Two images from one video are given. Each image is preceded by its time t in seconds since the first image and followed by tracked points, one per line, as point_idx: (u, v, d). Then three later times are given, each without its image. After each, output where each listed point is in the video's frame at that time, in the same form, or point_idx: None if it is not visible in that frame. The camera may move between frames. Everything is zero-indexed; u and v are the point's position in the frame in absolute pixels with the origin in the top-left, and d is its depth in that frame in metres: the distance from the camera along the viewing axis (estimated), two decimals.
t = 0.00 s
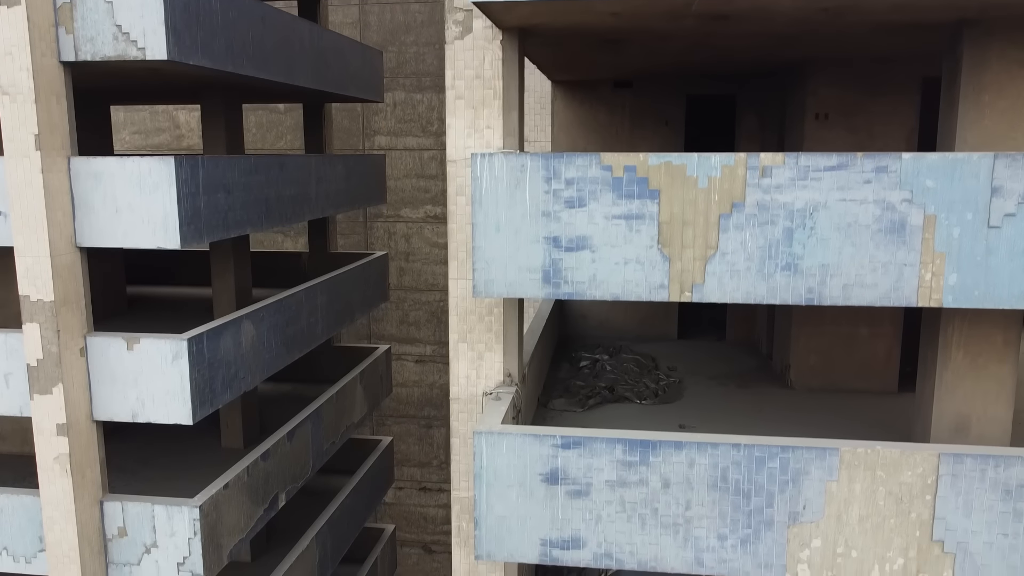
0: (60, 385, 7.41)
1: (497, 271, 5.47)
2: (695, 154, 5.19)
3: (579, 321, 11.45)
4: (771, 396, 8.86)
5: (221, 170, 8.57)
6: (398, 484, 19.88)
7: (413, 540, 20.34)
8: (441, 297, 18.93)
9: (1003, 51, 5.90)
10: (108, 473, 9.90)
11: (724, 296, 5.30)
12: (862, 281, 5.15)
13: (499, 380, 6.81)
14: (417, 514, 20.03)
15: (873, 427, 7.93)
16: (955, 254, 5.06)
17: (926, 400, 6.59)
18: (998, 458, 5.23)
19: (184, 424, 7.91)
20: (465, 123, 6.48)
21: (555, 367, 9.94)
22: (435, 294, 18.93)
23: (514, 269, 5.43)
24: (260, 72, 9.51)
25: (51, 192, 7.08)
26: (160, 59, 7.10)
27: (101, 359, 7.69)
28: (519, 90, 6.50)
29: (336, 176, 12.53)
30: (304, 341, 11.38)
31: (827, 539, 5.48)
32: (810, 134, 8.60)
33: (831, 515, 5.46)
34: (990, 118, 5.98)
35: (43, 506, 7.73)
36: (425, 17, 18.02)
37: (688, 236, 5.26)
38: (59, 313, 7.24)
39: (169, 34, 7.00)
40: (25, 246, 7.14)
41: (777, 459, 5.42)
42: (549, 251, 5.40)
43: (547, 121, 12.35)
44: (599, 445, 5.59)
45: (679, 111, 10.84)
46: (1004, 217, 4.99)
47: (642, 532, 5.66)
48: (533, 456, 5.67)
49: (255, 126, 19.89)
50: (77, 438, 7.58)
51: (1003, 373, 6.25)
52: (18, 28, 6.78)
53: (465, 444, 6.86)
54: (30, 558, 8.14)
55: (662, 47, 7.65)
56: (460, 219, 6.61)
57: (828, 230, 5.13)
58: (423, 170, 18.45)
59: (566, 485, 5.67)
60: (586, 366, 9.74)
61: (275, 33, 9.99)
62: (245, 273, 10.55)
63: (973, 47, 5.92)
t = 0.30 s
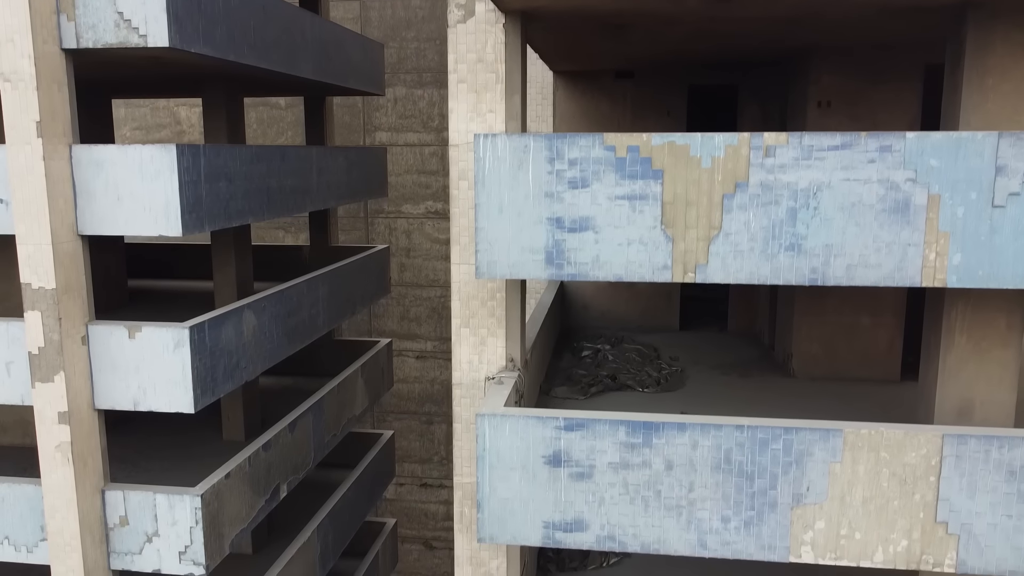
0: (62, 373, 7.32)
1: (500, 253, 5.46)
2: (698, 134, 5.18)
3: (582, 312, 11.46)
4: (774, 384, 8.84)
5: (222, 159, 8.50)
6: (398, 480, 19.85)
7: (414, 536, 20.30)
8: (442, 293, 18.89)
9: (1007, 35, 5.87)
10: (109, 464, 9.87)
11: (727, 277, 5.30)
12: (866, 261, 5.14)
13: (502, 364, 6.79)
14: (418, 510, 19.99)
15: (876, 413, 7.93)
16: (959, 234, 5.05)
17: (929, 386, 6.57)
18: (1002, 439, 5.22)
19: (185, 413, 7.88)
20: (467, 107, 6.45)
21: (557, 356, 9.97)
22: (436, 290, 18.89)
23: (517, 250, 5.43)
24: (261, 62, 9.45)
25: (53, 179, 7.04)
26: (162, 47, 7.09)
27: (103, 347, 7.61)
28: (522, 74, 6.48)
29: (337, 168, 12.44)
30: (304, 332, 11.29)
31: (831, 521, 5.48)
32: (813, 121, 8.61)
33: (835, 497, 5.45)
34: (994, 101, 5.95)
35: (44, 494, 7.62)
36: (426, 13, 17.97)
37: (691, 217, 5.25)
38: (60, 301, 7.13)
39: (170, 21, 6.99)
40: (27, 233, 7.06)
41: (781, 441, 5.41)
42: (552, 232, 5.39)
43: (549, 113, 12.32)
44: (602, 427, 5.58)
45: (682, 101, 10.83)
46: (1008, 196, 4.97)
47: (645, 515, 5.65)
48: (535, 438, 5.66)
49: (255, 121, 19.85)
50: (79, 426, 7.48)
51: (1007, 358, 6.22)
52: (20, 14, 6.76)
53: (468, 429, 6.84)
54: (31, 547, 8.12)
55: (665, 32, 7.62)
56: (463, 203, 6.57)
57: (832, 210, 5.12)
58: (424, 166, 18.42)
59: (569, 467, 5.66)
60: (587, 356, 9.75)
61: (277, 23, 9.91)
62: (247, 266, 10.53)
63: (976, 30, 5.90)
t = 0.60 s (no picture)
0: (63, 361, 7.20)
1: (500, 235, 5.46)
2: (699, 115, 5.17)
3: (582, 303, 11.48)
4: (775, 373, 8.82)
5: (223, 148, 8.28)
6: (399, 476, 19.77)
7: (414, 532, 20.22)
8: (442, 289, 18.84)
9: (1008, 19, 5.85)
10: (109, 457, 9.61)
11: (728, 258, 5.29)
12: (867, 242, 5.13)
13: (503, 350, 6.78)
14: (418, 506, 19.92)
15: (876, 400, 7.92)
16: (960, 214, 5.04)
17: (930, 371, 6.55)
18: (1003, 420, 5.21)
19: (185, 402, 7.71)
20: (467, 92, 6.43)
21: (558, 346, 10.01)
22: (436, 286, 18.86)
23: (517, 232, 5.42)
24: (261, 52, 9.33)
25: (53, 168, 6.95)
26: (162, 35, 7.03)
27: (103, 336, 7.48)
28: (522, 59, 6.46)
29: (338, 160, 12.22)
30: (304, 325, 11.05)
31: (831, 503, 5.47)
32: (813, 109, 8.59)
33: (836, 480, 5.44)
34: (996, 85, 5.94)
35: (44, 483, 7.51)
36: (427, 9, 17.93)
37: (692, 198, 5.25)
38: (60, 289, 7.04)
39: (170, 9, 6.90)
40: (26, 222, 6.98)
41: (781, 423, 5.40)
42: (553, 214, 5.38)
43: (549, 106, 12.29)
44: (603, 409, 5.58)
45: (682, 92, 10.83)
46: (1009, 176, 4.96)
47: (646, 498, 5.64)
48: (535, 421, 5.65)
49: (256, 117, 19.80)
50: (79, 416, 7.35)
51: (1008, 343, 6.20)
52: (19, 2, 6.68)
53: (468, 415, 6.84)
54: (31, 537, 8.04)
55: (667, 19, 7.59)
56: (463, 187, 6.56)
57: (833, 191, 5.11)
58: (424, 162, 18.39)
59: (570, 450, 5.65)
60: (588, 346, 9.77)
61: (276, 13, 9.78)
62: (247, 262, 10.25)
63: (977, 14, 5.89)
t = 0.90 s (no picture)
0: (61, 348, 6.86)
1: (497, 216, 5.45)
2: (697, 94, 5.16)
3: (582, 294, 11.48)
4: (777, 362, 8.78)
5: (221, 136, 7.91)
6: (399, 473, 19.61)
7: (415, 529, 20.05)
8: (442, 285, 18.76)
9: None
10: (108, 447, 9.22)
11: (726, 238, 5.28)
12: (866, 221, 5.12)
13: (500, 335, 6.76)
14: (418, 503, 19.79)
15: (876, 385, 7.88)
16: (959, 193, 5.03)
17: (929, 355, 6.53)
18: (1001, 401, 5.20)
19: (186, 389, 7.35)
20: (465, 75, 6.42)
21: (557, 335, 10.05)
22: (436, 282, 18.75)
23: (515, 212, 5.41)
24: (259, 42, 8.99)
25: (51, 155, 6.64)
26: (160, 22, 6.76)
27: (101, 323, 7.12)
28: (520, 42, 6.44)
29: (336, 151, 11.84)
30: (304, 316, 10.65)
31: (829, 485, 5.46)
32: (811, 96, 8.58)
33: (834, 461, 5.43)
34: (995, 66, 5.92)
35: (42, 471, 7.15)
36: (427, 4, 17.77)
37: (690, 177, 5.24)
38: (58, 277, 6.74)
39: None
40: (25, 209, 6.67)
41: (779, 404, 5.39)
42: (550, 194, 5.37)
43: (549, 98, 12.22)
44: (601, 391, 5.57)
45: (680, 83, 10.83)
46: (1008, 154, 4.95)
47: (643, 479, 5.63)
48: (532, 403, 5.64)
49: (256, 113, 19.70)
50: (77, 405, 7.01)
51: (1008, 325, 6.18)
52: None
53: (466, 399, 6.83)
54: (29, 526, 7.73)
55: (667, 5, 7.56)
56: (462, 171, 6.56)
57: (831, 170, 5.09)
58: (424, 158, 18.31)
59: (567, 432, 5.65)
60: (586, 336, 9.81)
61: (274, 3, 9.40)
62: (246, 252, 9.99)
63: None
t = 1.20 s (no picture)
0: (60, 339, 6.70)
1: (495, 200, 5.51)
2: (695, 77, 5.20)
3: (581, 286, 11.48)
4: (778, 353, 8.75)
5: (220, 126, 7.82)
6: (399, 470, 19.54)
7: (414, 526, 19.96)
8: (442, 281, 18.72)
9: None
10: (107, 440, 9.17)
11: (725, 222, 5.30)
12: (864, 205, 5.13)
13: (499, 323, 6.74)
14: (418, 500, 19.72)
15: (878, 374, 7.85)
16: (958, 176, 5.04)
17: (928, 340, 6.51)
18: (1001, 386, 5.18)
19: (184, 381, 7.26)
20: (464, 61, 6.39)
21: (556, 327, 10.05)
22: (436, 279, 18.70)
23: (513, 196, 5.46)
24: (258, 33, 8.94)
25: (50, 144, 6.52)
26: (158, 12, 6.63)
27: (99, 314, 6.98)
28: (519, 29, 6.43)
29: (335, 144, 11.79)
30: (304, 310, 10.55)
31: (828, 470, 5.45)
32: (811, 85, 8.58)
33: (834, 446, 5.41)
34: (994, 53, 5.90)
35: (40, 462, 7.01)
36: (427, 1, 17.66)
37: (689, 161, 5.27)
38: (57, 267, 6.59)
39: None
40: (23, 198, 6.51)
41: (778, 389, 5.37)
42: (548, 178, 5.41)
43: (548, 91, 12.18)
44: (599, 375, 5.56)
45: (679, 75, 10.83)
46: (1008, 137, 4.96)
47: (642, 465, 5.62)
48: (531, 388, 5.62)
49: (255, 110, 19.63)
50: (76, 397, 6.87)
51: (1007, 313, 6.16)
52: None
53: (464, 388, 6.80)
54: (28, 517, 7.38)
55: None
56: (460, 158, 6.54)
57: (830, 153, 5.10)
58: (424, 154, 18.27)
59: (565, 417, 5.63)
60: (586, 327, 9.82)
61: None
62: (246, 243, 9.92)
63: None
